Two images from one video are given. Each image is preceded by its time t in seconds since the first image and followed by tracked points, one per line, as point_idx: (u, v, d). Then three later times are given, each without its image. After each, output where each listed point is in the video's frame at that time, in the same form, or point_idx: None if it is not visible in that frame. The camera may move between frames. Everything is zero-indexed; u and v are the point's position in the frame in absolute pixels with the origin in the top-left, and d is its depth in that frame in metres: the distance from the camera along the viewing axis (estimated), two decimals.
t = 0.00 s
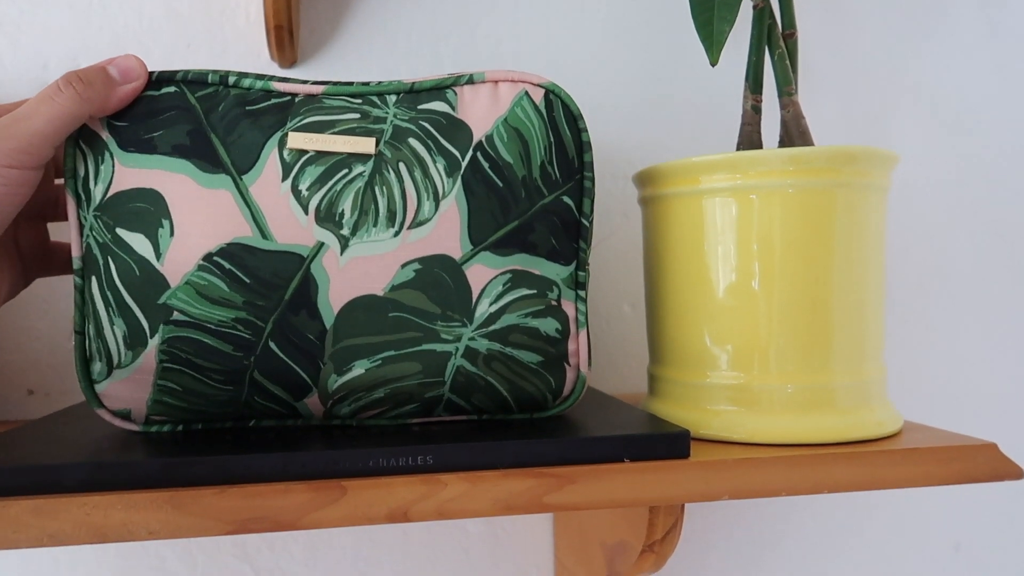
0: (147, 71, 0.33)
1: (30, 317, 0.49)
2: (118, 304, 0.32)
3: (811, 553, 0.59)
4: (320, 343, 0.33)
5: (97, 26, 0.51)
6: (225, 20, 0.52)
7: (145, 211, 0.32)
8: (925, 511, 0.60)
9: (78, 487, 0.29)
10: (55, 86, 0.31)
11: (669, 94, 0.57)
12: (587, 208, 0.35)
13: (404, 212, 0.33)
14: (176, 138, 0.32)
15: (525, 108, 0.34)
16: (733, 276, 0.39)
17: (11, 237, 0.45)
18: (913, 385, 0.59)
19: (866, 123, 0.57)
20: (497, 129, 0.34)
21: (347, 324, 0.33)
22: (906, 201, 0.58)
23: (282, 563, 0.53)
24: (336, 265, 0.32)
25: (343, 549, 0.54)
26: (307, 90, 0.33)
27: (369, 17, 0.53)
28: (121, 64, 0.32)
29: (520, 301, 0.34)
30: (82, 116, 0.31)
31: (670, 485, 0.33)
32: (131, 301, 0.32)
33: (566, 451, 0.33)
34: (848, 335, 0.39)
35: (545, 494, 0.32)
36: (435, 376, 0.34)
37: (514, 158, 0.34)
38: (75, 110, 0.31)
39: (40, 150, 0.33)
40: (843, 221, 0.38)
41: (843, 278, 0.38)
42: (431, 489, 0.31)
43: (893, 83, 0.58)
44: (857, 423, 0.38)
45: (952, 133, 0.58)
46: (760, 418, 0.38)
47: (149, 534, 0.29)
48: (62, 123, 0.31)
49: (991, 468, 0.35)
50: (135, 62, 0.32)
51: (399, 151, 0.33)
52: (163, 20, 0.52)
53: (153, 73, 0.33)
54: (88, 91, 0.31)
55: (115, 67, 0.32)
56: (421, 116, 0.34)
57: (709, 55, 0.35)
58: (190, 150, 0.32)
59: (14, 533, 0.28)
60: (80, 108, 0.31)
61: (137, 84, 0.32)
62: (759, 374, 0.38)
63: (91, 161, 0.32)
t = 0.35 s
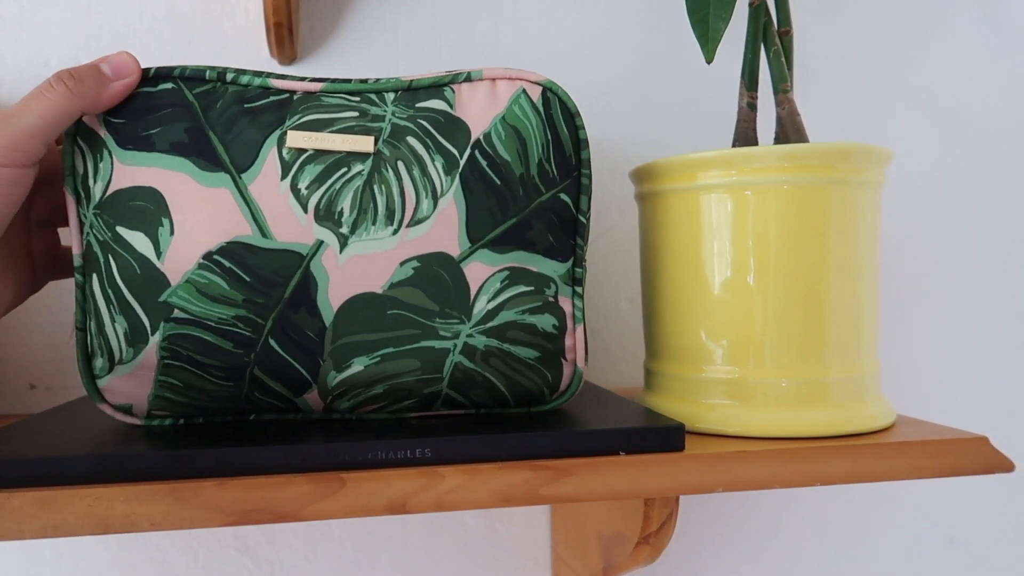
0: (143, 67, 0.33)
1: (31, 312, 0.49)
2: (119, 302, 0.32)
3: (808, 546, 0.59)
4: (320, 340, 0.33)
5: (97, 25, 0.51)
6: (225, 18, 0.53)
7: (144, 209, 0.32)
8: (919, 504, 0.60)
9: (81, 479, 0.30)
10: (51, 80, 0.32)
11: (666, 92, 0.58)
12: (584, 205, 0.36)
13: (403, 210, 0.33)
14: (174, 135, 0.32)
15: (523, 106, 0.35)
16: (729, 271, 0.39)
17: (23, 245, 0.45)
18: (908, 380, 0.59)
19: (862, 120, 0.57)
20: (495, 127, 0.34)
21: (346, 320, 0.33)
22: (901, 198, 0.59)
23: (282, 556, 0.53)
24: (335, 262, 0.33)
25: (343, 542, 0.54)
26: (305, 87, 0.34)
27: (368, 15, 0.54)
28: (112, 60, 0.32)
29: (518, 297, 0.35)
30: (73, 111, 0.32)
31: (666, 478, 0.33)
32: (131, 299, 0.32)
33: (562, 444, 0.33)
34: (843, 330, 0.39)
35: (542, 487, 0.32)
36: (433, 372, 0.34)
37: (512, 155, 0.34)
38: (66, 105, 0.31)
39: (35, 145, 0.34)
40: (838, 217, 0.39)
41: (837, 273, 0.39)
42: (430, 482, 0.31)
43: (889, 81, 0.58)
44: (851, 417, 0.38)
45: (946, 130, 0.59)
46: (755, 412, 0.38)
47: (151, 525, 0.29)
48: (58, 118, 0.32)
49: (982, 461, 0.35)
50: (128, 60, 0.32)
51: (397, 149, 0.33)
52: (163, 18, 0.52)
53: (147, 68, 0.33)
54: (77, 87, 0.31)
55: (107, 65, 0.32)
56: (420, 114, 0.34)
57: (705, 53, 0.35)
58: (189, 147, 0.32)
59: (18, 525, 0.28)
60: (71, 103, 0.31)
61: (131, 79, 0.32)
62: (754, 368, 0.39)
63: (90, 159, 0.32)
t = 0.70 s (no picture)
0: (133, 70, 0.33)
1: (24, 312, 0.49)
2: (110, 305, 0.32)
3: (800, 543, 0.60)
4: (311, 343, 0.33)
5: (92, 25, 0.51)
6: (220, 19, 0.53)
7: (135, 212, 0.32)
8: (911, 501, 0.61)
9: (74, 479, 0.30)
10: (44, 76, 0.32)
11: (659, 92, 0.58)
12: (574, 206, 0.36)
13: (393, 213, 0.33)
14: (164, 138, 0.32)
15: (513, 109, 0.35)
16: (719, 271, 0.40)
17: (23, 246, 0.45)
18: (900, 378, 0.59)
19: (855, 120, 0.58)
20: (485, 130, 0.35)
21: (338, 322, 0.33)
22: (893, 198, 0.59)
23: (277, 554, 0.54)
24: (326, 266, 0.33)
25: (337, 540, 0.55)
26: (296, 90, 0.34)
27: (362, 15, 0.54)
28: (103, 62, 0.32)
29: (508, 299, 0.35)
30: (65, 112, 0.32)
31: (654, 477, 0.34)
32: (122, 302, 0.32)
33: (552, 444, 0.34)
34: (831, 329, 0.39)
35: (530, 486, 0.33)
36: (424, 373, 0.35)
37: (502, 158, 0.35)
38: (54, 101, 0.32)
39: (21, 145, 0.34)
40: (826, 217, 0.39)
41: (826, 273, 0.39)
42: (420, 481, 0.32)
43: (882, 80, 0.58)
44: (838, 416, 0.39)
45: (938, 129, 0.59)
46: (744, 410, 0.39)
47: (143, 524, 0.29)
48: (46, 115, 0.32)
49: (968, 460, 0.36)
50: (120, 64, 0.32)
51: (388, 152, 0.34)
52: (158, 18, 0.52)
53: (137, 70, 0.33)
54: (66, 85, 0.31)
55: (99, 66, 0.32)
56: (410, 117, 0.34)
57: (693, 55, 0.35)
58: (179, 150, 0.32)
59: (12, 524, 0.28)
60: (58, 99, 0.32)
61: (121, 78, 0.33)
62: (743, 367, 0.39)
63: (81, 162, 0.32)
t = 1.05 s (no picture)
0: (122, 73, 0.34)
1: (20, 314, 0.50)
2: (102, 307, 0.33)
3: (795, 544, 0.60)
4: (301, 345, 0.33)
5: (88, 27, 0.51)
6: (215, 21, 0.53)
7: (124, 215, 0.32)
8: (907, 501, 0.60)
9: (65, 479, 0.30)
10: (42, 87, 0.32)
11: (652, 92, 0.58)
12: (564, 208, 0.36)
13: (382, 216, 0.34)
14: (154, 142, 0.33)
15: (502, 111, 0.35)
16: (710, 272, 0.40)
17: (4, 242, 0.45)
18: (895, 378, 0.59)
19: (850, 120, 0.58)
20: (474, 132, 0.35)
21: (327, 324, 0.33)
22: (889, 197, 0.59)
23: (273, 553, 0.54)
24: (315, 269, 0.33)
25: (333, 539, 0.55)
26: (285, 92, 0.34)
27: (357, 17, 0.54)
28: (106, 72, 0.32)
29: (497, 302, 0.35)
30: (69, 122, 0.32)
31: (642, 478, 0.34)
32: (113, 305, 0.33)
33: (540, 445, 0.34)
34: (822, 330, 0.39)
35: (518, 487, 0.33)
36: (414, 375, 0.35)
37: (490, 160, 0.35)
38: (62, 114, 0.32)
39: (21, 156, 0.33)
40: (818, 218, 0.39)
41: (817, 274, 0.39)
42: (408, 482, 0.32)
43: (876, 80, 0.58)
44: (829, 416, 0.39)
45: (933, 129, 0.59)
46: (736, 411, 0.39)
47: (132, 525, 0.30)
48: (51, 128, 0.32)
49: (958, 460, 0.36)
50: (121, 69, 0.32)
51: (377, 155, 0.34)
52: (154, 20, 0.52)
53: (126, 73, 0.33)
54: (72, 95, 0.31)
55: (103, 76, 0.32)
56: (399, 120, 0.34)
57: (682, 56, 0.35)
58: (168, 153, 0.33)
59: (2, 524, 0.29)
60: (66, 111, 0.32)
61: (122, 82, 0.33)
62: (734, 368, 0.39)
63: (71, 165, 0.33)
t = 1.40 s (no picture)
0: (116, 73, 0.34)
1: (20, 312, 0.50)
2: (97, 306, 0.33)
3: (795, 545, 0.60)
4: (295, 344, 0.33)
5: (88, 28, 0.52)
6: (215, 20, 0.53)
7: (118, 214, 0.32)
8: (907, 503, 0.60)
9: (58, 478, 0.30)
10: (29, 99, 0.30)
11: (651, 91, 0.58)
12: (559, 208, 0.36)
13: (376, 216, 0.34)
14: (148, 141, 0.33)
15: (496, 110, 0.35)
16: (707, 272, 0.39)
17: None
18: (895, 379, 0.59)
19: (850, 119, 0.57)
20: (468, 132, 0.35)
21: (321, 323, 0.33)
22: (890, 197, 0.58)
23: (271, 552, 0.54)
24: (309, 268, 0.33)
25: (331, 538, 0.55)
26: (279, 92, 0.34)
27: (356, 16, 0.54)
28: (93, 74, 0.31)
29: (491, 301, 0.35)
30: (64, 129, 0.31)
31: (635, 479, 0.34)
32: (107, 304, 0.33)
33: (534, 445, 0.34)
34: (820, 330, 0.39)
35: (511, 487, 0.33)
36: (408, 375, 0.35)
37: (485, 160, 0.35)
38: (58, 126, 0.31)
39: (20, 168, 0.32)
40: (815, 218, 0.39)
41: (814, 274, 0.39)
42: (400, 482, 0.32)
43: (877, 79, 0.58)
44: (826, 416, 0.39)
45: (934, 128, 0.59)
46: (733, 412, 0.39)
47: (124, 524, 0.30)
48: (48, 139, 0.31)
49: (955, 462, 0.36)
50: (105, 68, 0.31)
51: (371, 155, 0.34)
52: (153, 20, 0.52)
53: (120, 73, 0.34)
54: (67, 106, 0.30)
55: (92, 79, 0.31)
56: (393, 120, 0.34)
57: (677, 54, 0.35)
58: (162, 153, 0.33)
59: None
60: (64, 123, 0.31)
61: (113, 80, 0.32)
62: (731, 369, 0.39)
63: (65, 164, 0.33)
